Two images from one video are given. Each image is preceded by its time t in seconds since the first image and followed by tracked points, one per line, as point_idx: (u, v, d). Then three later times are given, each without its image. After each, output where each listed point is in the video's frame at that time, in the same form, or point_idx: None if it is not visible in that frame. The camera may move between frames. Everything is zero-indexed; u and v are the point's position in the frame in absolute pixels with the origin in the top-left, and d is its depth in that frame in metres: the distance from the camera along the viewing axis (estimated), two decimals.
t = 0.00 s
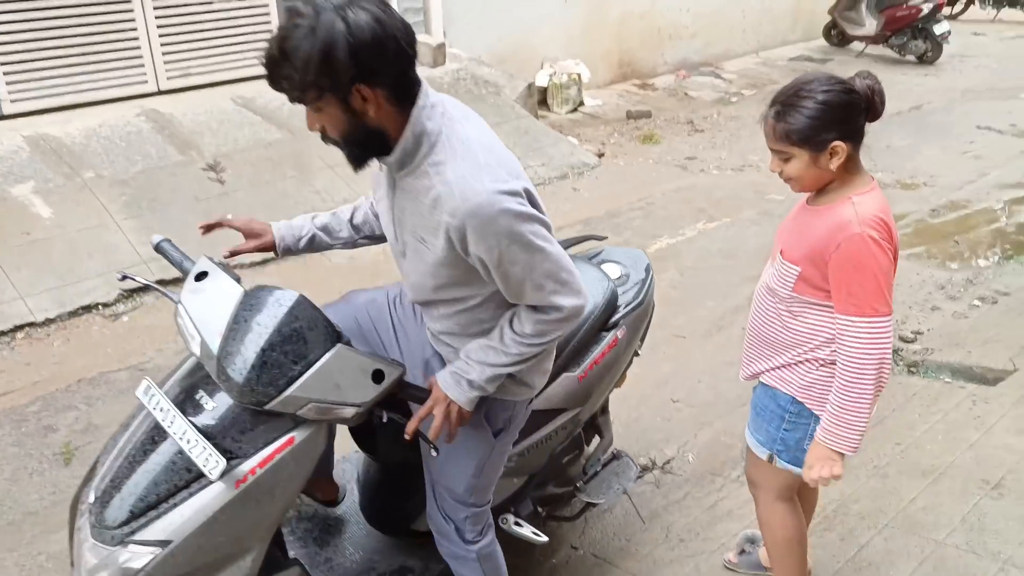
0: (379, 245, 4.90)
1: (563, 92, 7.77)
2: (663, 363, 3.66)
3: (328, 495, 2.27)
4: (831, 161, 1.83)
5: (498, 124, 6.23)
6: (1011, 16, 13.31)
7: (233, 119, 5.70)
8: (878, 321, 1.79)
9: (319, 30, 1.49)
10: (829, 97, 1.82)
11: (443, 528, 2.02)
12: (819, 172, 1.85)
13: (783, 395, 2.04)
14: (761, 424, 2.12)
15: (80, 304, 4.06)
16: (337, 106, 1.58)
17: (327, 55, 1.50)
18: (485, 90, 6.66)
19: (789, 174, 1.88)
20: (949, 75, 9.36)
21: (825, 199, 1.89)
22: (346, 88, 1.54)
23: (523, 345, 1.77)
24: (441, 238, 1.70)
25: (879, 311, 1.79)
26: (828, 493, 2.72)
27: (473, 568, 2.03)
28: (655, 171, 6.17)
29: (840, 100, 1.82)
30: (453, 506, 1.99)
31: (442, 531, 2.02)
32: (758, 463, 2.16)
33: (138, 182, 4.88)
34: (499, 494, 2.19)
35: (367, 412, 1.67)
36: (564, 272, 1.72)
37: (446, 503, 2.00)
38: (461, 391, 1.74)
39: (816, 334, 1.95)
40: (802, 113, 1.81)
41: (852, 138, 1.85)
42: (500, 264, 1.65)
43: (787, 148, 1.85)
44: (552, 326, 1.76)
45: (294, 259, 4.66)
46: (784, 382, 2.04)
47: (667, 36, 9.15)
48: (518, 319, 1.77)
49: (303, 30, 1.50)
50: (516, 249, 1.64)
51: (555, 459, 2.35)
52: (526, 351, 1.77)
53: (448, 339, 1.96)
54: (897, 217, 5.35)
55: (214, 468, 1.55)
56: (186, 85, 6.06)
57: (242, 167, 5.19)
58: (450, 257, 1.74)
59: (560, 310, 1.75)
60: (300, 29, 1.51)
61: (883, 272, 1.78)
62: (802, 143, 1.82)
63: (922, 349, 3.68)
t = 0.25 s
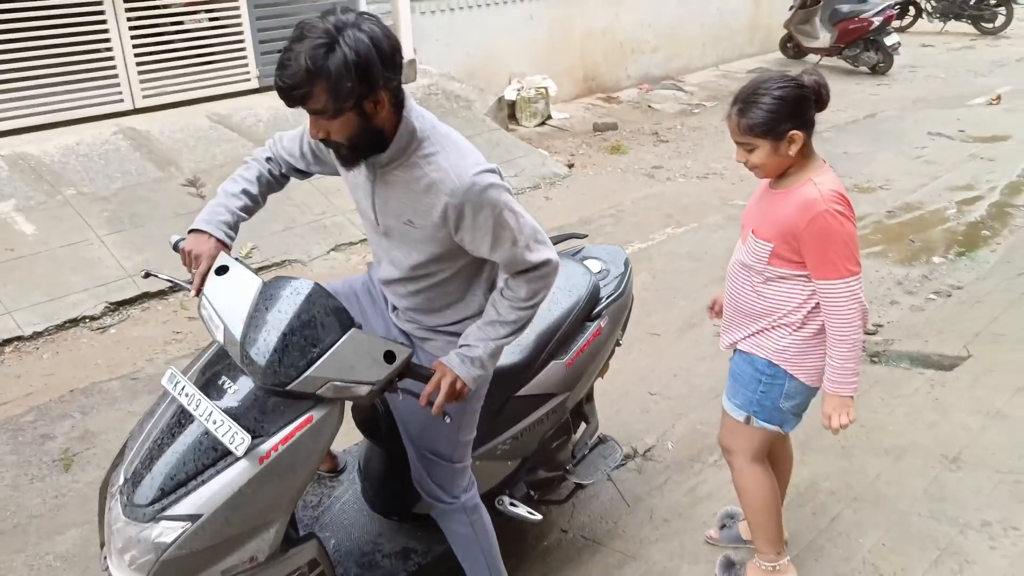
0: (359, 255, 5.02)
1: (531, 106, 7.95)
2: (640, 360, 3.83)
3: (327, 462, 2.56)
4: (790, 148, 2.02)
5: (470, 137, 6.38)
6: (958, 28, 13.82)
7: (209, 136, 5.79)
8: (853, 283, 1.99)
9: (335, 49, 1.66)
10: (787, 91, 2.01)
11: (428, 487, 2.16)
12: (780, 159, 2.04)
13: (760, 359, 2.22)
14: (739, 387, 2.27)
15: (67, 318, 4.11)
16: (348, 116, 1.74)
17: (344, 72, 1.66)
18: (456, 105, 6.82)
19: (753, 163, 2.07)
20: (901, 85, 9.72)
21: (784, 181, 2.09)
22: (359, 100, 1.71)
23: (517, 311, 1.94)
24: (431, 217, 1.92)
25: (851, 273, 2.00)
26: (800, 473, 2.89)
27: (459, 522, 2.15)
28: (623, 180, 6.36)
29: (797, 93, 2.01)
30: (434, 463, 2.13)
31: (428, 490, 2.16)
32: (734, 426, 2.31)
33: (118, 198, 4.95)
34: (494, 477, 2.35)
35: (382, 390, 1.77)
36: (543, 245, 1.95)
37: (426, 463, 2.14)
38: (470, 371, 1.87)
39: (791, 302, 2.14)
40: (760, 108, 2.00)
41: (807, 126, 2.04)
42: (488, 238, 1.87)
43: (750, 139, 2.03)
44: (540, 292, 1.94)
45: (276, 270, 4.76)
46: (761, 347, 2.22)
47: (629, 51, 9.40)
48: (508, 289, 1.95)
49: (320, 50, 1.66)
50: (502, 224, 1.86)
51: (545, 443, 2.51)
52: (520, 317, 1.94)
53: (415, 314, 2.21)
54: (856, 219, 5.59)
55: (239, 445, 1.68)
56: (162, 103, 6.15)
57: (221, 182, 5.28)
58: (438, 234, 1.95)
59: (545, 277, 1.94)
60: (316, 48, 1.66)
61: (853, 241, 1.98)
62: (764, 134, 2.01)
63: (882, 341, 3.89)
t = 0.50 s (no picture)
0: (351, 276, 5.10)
1: (516, 129, 8.08)
2: (630, 374, 3.93)
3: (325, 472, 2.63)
4: (774, 164, 2.15)
5: (459, 160, 6.50)
6: (931, 51, 14.16)
7: (201, 160, 5.86)
8: (837, 284, 2.13)
9: (314, 67, 1.83)
10: (771, 111, 2.13)
11: (427, 487, 2.23)
12: (765, 174, 2.16)
13: (743, 361, 2.32)
14: (719, 385, 2.38)
15: (64, 338, 4.16)
16: (331, 128, 1.90)
17: (325, 86, 1.83)
18: (444, 128, 6.94)
19: (740, 178, 2.19)
20: (877, 107, 9.96)
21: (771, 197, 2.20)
22: (340, 111, 1.88)
23: (499, 300, 2.06)
24: (408, 214, 2.07)
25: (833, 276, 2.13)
26: (787, 479, 2.99)
27: (460, 518, 2.23)
28: (609, 200, 6.49)
29: (780, 114, 2.13)
30: (432, 463, 2.21)
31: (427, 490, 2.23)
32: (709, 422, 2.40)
33: (113, 220, 5.01)
34: (491, 480, 2.44)
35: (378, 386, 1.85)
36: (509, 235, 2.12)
37: (425, 463, 2.21)
38: (464, 366, 1.99)
39: (775, 306, 2.26)
40: (748, 125, 2.12)
41: (790, 143, 2.17)
42: (460, 230, 2.04)
43: (738, 155, 2.15)
44: (517, 280, 2.07)
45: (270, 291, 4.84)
46: (745, 348, 2.33)
47: (612, 75, 9.59)
48: (493, 282, 2.07)
49: (301, 69, 1.82)
50: (473, 216, 2.03)
51: (540, 450, 2.62)
52: (503, 307, 2.07)
53: (394, 321, 2.33)
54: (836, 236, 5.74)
55: (247, 439, 1.73)
56: (153, 127, 6.24)
57: (214, 204, 5.36)
58: (414, 231, 2.10)
59: (521, 268, 2.08)
60: (297, 68, 1.83)
61: (834, 246, 2.12)
62: (748, 152, 2.13)
63: (863, 353, 4.01)
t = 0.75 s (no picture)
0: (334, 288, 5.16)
1: (492, 143, 8.19)
2: (612, 379, 4.03)
3: (297, 473, 2.64)
4: (757, 168, 2.28)
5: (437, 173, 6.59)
6: (891, 66, 14.55)
7: (181, 174, 5.89)
8: (806, 282, 2.26)
9: (322, 72, 1.97)
10: (759, 117, 2.27)
11: (412, 472, 2.34)
12: (748, 177, 2.30)
13: (715, 350, 2.45)
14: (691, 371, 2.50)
15: (50, 352, 4.18)
16: (331, 130, 2.03)
17: (331, 91, 1.97)
18: (422, 142, 7.04)
19: (724, 179, 2.32)
20: (842, 120, 10.22)
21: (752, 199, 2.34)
22: (342, 114, 2.01)
23: (473, 288, 2.18)
24: (395, 209, 2.21)
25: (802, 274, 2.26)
26: (768, 476, 3.11)
27: (443, 501, 2.36)
28: (585, 212, 6.62)
29: (769, 121, 2.27)
30: (418, 447, 2.32)
31: (411, 475, 2.34)
32: (677, 405, 2.53)
33: (95, 235, 5.02)
34: (473, 466, 2.60)
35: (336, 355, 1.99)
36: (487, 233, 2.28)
37: (412, 447, 2.33)
38: (429, 342, 2.10)
39: (749, 302, 2.38)
40: (737, 129, 2.25)
41: (774, 151, 2.31)
42: (444, 225, 2.18)
43: (724, 156, 2.29)
44: (494, 274, 2.20)
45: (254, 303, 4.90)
46: (719, 339, 2.45)
47: (584, 90, 9.75)
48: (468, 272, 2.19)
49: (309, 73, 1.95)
50: (456, 212, 2.19)
51: (516, 437, 2.78)
52: (475, 295, 2.18)
53: (381, 319, 2.42)
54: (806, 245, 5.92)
55: (230, 412, 1.93)
56: (132, 142, 6.27)
57: (196, 218, 5.39)
58: (401, 227, 2.23)
59: (498, 264, 2.21)
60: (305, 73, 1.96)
61: (805, 246, 2.26)
62: (734, 154, 2.27)
63: (836, 356, 4.16)
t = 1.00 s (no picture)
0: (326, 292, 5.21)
1: (476, 149, 8.28)
2: (605, 376, 4.12)
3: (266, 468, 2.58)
4: (747, 165, 2.40)
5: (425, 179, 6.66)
6: (864, 73, 14.83)
7: (170, 181, 5.91)
8: (786, 274, 2.35)
9: (343, 69, 2.07)
10: (752, 117, 2.38)
11: (412, 459, 2.38)
12: (738, 174, 2.41)
13: (707, 347, 2.54)
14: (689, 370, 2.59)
15: (46, 357, 4.19)
16: (353, 127, 2.14)
17: (353, 89, 2.07)
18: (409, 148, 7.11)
19: (717, 174, 2.44)
20: (819, 125, 10.42)
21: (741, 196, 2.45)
22: (362, 111, 2.12)
23: (464, 276, 2.25)
24: (399, 200, 2.30)
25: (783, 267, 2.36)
26: (763, 466, 3.21)
27: (441, 485, 2.41)
28: (571, 216, 6.71)
29: (761, 122, 2.38)
30: (418, 433, 2.37)
31: (411, 461, 2.38)
32: (678, 403, 2.63)
33: (87, 241, 5.04)
34: (473, 451, 2.68)
35: (328, 336, 2.06)
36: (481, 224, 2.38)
37: (411, 434, 2.37)
38: (420, 321, 2.16)
39: (736, 298, 2.48)
40: (731, 128, 2.37)
41: (765, 152, 2.42)
42: (445, 213, 2.28)
43: (717, 152, 2.41)
44: (485, 265, 2.28)
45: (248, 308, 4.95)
46: (709, 337, 2.53)
47: (566, 97, 9.88)
48: (460, 261, 2.27)
49: (332, 71, 2.05)
50: (456, 203, 2.29)
51: (514, 424, 2.85)
52: (467, 282, 2.25)
53: (379, 312, 2.48)
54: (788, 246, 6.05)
55: (234, 394, 1.99)
56: (121, 149, 6.29)
57: (187, 224, 5.42)
58: (404, 217, 2.32)
59: (489, 257, 2.30)
60: (329, 72, 2.06)
61: (787, 241, 2.36)
62: (726, 150, 2.39)
63: (823, 352, 4.28)
